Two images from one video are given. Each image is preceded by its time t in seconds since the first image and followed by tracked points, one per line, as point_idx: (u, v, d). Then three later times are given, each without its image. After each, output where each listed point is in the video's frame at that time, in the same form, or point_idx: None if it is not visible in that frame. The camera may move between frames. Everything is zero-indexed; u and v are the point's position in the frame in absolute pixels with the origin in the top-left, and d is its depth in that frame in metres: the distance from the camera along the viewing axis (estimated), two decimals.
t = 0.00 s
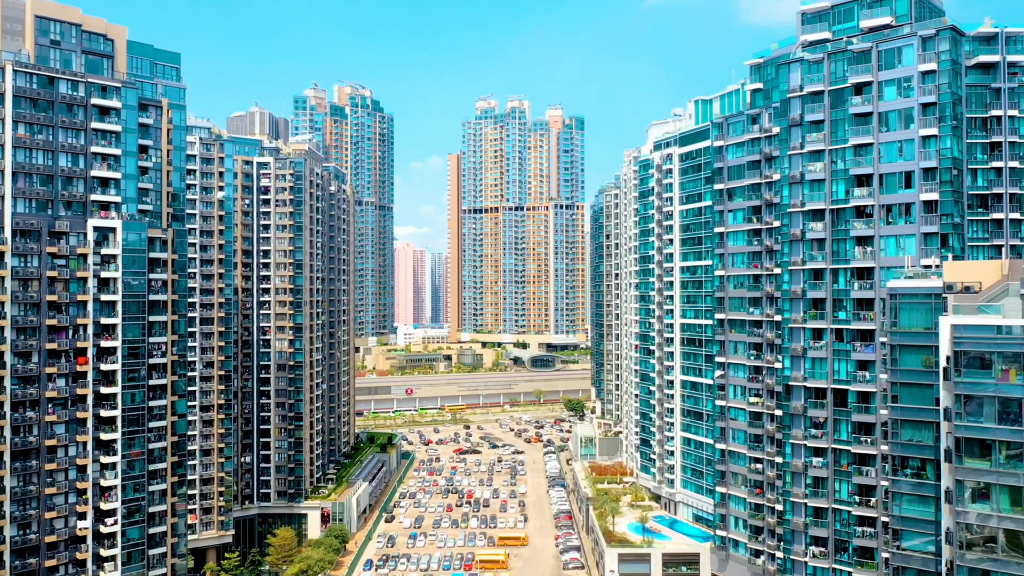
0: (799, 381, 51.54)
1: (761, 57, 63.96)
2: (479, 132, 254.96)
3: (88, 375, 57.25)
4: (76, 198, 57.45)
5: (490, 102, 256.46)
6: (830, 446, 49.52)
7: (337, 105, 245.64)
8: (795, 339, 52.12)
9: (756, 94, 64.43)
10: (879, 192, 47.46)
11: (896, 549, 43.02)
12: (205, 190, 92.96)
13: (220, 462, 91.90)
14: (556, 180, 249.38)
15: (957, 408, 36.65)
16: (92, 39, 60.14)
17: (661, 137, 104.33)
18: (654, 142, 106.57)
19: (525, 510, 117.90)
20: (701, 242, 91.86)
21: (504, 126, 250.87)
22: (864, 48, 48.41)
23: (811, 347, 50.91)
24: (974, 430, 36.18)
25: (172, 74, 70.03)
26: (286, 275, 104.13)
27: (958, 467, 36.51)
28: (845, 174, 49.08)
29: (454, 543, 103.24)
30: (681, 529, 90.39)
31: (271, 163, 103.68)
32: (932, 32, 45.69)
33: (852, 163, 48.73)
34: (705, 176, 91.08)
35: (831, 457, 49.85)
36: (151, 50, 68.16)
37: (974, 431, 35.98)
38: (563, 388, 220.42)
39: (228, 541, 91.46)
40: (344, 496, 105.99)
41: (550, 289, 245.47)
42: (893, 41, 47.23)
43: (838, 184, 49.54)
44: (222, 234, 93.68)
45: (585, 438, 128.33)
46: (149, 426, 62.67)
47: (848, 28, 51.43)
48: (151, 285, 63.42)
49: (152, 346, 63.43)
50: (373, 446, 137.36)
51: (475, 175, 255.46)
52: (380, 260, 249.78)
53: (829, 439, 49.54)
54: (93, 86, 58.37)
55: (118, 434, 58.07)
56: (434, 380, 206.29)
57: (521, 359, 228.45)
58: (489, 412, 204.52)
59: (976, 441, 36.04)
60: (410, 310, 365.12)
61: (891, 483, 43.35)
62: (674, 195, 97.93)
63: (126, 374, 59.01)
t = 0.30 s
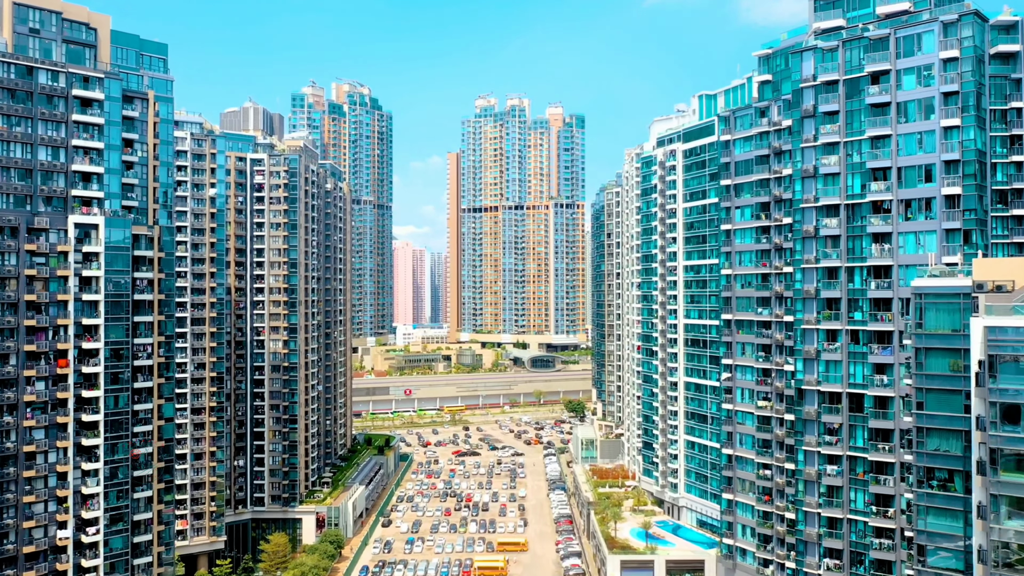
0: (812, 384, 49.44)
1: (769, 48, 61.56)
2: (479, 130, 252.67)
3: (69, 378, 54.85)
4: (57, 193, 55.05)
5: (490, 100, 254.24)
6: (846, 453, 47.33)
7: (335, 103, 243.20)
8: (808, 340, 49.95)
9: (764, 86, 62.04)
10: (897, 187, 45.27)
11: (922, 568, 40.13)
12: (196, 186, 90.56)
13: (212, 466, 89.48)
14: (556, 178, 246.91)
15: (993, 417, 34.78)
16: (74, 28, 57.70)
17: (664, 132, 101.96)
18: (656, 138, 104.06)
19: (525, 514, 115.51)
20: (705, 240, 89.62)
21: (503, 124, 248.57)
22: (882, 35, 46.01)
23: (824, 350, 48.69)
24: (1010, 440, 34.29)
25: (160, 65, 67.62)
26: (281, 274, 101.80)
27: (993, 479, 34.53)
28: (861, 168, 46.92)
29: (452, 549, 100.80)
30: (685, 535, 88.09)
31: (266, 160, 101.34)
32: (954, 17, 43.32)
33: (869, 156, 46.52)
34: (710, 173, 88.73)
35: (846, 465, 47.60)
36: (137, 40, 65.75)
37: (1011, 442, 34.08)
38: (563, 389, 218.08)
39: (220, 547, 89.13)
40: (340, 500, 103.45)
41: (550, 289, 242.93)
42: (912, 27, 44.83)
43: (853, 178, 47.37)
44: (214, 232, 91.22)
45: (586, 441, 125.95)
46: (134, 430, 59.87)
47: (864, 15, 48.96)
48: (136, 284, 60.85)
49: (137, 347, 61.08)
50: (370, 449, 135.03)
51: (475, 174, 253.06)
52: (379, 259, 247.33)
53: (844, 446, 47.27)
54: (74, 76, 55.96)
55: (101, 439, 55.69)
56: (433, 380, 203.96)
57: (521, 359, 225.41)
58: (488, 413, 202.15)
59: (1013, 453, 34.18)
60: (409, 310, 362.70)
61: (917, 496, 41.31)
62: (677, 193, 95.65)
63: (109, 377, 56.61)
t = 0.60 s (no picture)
0: (827, 389, 48.15)
1: (779, 38, 59.16)
2: (479, 128, 250.36)
3: (48, 381, 52.44)
4: (36, 188, 52.62)
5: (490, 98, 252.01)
6: (863, 461, 46.24)
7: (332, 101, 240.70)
8: (823, 341, 48.88)
9: (774, 77, 59.83)
10: (918, 180, 43.79)
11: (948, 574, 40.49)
12: (187, 183, 88.17)
13: (203, 470, 87.16)
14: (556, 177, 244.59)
15: None
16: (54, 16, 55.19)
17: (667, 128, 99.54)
18: (659, 135, 101.79)
19: (525, 518, 113.13)
20: (709, 238, 87.41)
21: (503, 122, 246.17)
22: (900, 20, 44.41)
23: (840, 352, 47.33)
24: None
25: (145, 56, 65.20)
26: (275, 273, 99.38)
27: None
28: (879, 161, 45.40)
29: (450, 555, 98.42)
30: (689, 541, 85.79)
31: (259, 156, 98.95)
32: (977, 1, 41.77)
33: (887, 147, 44.99)
34: (715, 169, 86.54)
35: (862, 473, 46.55)
36: (121, 30, 63.31)
37: None
38: (563, 390, 215.73)
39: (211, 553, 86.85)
40: (335, 505, 100.42)
41: (550, 289, 240.48)
42: (932, 12, 43.36)
43: (871, 172, 45.93)
44: (205, 230, 88.81)
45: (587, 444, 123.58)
46: (116, 435, 57.64)
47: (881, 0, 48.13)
48: (120, 283, 58.49)
49: (121, 349, 58.56)
50: (368, 451, 132.70)
51: (475, 172, 250.75)
52: (377, 258, 244.93)
53: (861, 454, 46.14)
54: (54, 66, 53.50)
55: (83, 445, 53.33)
56: (432, 381, 201.62)
57: (520, 360, 222.85)
58: (487, 414, 199.77)
59: None
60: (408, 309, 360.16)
61: (941, 509, 41.12)
62: (681, 190, 93.33)
63: (91, 380, 54.20)
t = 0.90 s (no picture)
0: (844, 394, 47.37)
1: (789, 26, 56.70)
2: (478, 126, 248.40)
3: (25, 385, 49.91)
4: (10, 182, 50.13)
5: (490, 96, 249.75)
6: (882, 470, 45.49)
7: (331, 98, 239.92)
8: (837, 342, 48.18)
9: (784, 68, 57.60)
10: (941, 172, 42.76)
11: None
12: (176, 179, 85.67)
13: (193, 475, 84.59)
14: (557, 175, 242.51)
15: None
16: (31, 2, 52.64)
17: (670, 124, 97.26)
18: (662, 131, 99.46)
19: (524, 523, 110.66)
20: (714, 237, 85.24)
21: (503, 121, 244.09)
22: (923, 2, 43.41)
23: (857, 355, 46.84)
24: None
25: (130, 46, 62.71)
26: (268, 272, 96.84)
27: None
28: (901, 153, 44.76)
29: (448, 561, 96.02)
30: (694, 548, 83.39)
31: (253, 151, 96.68)
32: None
33: (909, 138, 44.11)
34: (719, 165, 84.36)
35: (882, 484, 45.62)
36: (105, 19, 60.88)
37: None
38: (563, 391, 213.35)
39: (202, 560, 84.41)
40: (330, 509, 97.83)
41: (551, 288, 238.05)
42: None
43: (891, 164, 45.38)
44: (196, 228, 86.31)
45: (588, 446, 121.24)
46: (98, 441, 55.04)
47: None
48: (102, 282, 55.98)
49: (102, 351, 56.03)
50: (365, 454, 130.29)
51: (474, 171, 248.70)
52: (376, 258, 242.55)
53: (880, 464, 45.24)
54: (31, 55, 51.12)
55: (61, 451, 50.87)
56: (431, 382, 199.25)
57: (520, 360, 220.34)
58: (487, 415, 197.42)
59: None
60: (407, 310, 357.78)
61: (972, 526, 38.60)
62: (685, 187, 91.12)
63: (70, 383, 51.80)
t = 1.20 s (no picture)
0: (863, 400, 48.58)
1: (801, 15, 54.01)
2: (478, 125, 245.89)
3: None
4: None
5: (490, 94, 247.06)
6: (904, 480, 46.31)
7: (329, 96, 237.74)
8: (854, 344, 49.39)
9: (795, 57, 54.60)
10: (967, 164, 43.32)
11: None
12: (166, 176, 83.06)
13: (183, 480, 82.10)
14: (557, 174, 239.99)
15: None
16: None
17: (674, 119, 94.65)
18: (666, 126, 96.82)
19: (524, 528, 108.18)
20: (720, 235, 82.92)
21: (502, 119, 241.44)
22: None
23: (876, 358, 47.81)
24: None
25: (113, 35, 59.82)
26: (261, 272, 94.40)
27: None
28: (924, 143, 45.52)
29: (445, 567, 93.55)
30: (699, 556, 80.92)
31: (245, 147, 94.15)
32: None
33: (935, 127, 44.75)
34: (725, 161, 81.95)
35: (903, 495, 46.55)
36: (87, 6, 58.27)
37: None
38: (564, 392, 210.91)
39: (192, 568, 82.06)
40: (325, 514, 95.47)
41: (551, 288, 235.52)
42: None
43: (913, 155, 46.22)
44: (186, 225, 83.76)
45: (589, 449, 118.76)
46: (78, 448, 52.66)
47: None
48: (82, 281, 53.43)
49: (82, 354, 53.53)
50: (361, 456, 127.82)
51: (473, 170, 246.33)
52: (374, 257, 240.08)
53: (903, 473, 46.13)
54: (6, 42, 48.63)
55: (37, 459, 48.43)
56: (429, 382, 196.73)
57: (520, 360, 217.74)
58: (486, 417, 194.89)
59: None
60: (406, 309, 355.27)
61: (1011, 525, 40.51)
62: (689, 183, 88.66)
63: (47, 388, 49.30)
